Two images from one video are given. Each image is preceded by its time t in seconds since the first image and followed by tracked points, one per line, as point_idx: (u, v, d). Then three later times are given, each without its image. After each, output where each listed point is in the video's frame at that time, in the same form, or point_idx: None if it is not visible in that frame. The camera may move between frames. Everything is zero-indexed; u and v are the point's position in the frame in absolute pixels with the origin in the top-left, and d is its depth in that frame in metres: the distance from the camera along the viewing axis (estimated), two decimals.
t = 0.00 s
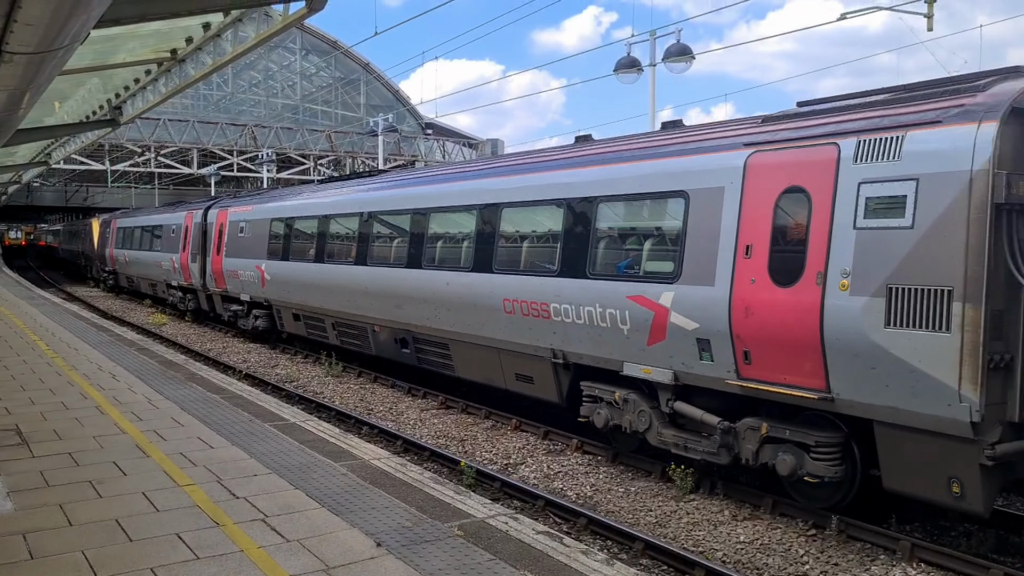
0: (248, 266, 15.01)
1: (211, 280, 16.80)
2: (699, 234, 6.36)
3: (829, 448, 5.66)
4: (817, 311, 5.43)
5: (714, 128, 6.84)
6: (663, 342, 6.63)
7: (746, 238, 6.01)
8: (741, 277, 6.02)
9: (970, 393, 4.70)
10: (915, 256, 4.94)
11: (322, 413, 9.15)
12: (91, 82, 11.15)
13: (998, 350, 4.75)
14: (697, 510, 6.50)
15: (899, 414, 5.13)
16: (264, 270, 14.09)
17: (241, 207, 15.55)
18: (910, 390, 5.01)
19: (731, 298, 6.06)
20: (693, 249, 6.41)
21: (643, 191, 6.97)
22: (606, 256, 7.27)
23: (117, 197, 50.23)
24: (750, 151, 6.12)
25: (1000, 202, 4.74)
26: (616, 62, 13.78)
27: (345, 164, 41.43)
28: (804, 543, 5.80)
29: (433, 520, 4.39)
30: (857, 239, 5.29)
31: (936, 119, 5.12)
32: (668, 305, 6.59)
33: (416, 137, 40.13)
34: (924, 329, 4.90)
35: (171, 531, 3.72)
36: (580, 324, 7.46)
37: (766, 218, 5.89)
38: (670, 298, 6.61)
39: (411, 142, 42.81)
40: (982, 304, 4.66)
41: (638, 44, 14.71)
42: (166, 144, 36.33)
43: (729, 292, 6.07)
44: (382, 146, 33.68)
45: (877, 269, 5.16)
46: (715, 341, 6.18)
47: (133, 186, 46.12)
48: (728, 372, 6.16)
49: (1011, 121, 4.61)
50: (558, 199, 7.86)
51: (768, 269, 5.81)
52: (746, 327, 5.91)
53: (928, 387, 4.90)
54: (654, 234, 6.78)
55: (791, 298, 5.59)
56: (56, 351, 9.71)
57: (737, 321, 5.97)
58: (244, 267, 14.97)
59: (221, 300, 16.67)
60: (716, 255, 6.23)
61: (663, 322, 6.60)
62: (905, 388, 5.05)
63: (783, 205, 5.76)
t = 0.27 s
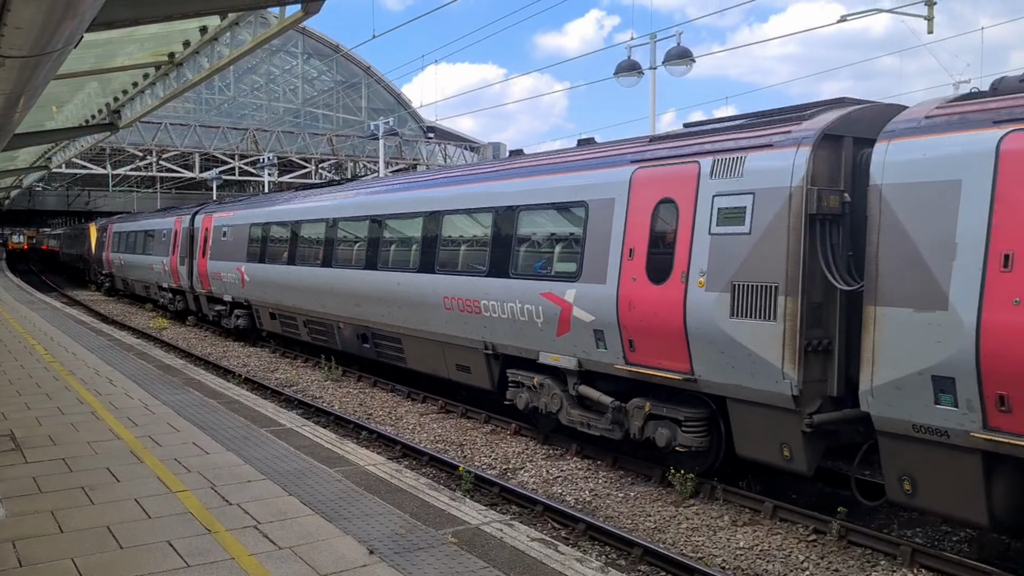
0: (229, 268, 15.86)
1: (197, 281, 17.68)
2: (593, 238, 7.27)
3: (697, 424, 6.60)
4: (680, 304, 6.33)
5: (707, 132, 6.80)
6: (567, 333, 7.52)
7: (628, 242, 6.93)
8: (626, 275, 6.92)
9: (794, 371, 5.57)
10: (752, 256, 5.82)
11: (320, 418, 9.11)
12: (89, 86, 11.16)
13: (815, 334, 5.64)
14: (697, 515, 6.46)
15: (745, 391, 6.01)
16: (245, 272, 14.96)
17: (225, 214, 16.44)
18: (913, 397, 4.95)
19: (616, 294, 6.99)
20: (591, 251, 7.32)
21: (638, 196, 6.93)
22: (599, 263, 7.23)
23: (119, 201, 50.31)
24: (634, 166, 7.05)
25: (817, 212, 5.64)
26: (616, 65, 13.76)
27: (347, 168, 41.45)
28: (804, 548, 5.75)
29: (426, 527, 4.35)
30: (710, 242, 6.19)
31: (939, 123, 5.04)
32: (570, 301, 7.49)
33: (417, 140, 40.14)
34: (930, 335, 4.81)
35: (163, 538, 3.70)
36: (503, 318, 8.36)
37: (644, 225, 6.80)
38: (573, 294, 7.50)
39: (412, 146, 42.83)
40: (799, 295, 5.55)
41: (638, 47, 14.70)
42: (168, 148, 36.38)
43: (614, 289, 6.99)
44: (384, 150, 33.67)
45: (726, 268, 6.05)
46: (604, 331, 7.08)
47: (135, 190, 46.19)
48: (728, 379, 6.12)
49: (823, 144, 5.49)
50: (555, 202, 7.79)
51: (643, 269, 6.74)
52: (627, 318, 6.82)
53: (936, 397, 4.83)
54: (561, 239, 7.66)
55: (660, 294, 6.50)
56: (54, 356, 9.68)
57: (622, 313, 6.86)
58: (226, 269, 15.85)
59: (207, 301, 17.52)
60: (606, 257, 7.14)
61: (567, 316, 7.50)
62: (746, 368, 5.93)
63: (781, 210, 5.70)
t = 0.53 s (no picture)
0: (214, 270, 16.84)
1: (184, 282, 18.62)
2: (515, 243, 8.22)
3: (596, 406, 7.59)
4: (579, 300, 7.28)
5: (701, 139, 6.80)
6: (493, 327, 8.45)
7: (542, 247, 7.86)
8: (540, 275, 7.85)
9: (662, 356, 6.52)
10: (633, 259, 6.76)
11: (317, 421, 9.11)
12: (88, 89, 11.20)
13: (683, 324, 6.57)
14: (692, 521, 6.43)
15: (630, 373, 6.95)
16: (229, 274, 15.88)
17: (213, 219, 17.31)
18: (908, 402, 4.89)
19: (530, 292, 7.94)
20: (512, 254, 8.25)
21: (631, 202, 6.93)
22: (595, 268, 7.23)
23: (122, 204, 50.42)
24: (547, 180, 8.00)
25: (685, 220, 6.52)
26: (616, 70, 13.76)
27: (349, 171, 41.51)
28: (800, 555, 5.72)
29: (416, 533, 4.36)
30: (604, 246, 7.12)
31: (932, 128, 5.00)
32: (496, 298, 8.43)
33: (419, 145, 40.19)
34: (923, 339, 4.75)
35: (150, 542, 3.71)
36: (443, 315, 9.30)
37: (553, 233, 7.75)
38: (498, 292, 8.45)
39: (414, 150, 42.89)
40: (667, 290, 6.48)
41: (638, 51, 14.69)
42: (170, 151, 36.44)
43: (529, 287, 7.94)
44: (385, 154, 33.70)
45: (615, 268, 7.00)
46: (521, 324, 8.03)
47: (137, 193, 46.29)
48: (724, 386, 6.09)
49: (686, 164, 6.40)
50: (552, 208, 7.77)
51: (552, 270, 7.70)
52: (541, 312, 7.77)
53: (934, 402, 4.76)
54: (490, 244, 8.57)
55: (564, 291, 7.45)
56: (51, 358, 9.69)
57: (536, 309, 7.80)
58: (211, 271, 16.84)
59: (193, 301, 18.44)
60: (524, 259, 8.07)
61: (493, 312, 8.43)
62: (630, 354, 6.87)
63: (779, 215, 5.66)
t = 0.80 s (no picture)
0: (202, 269, 17.57)
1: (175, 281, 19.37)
2: (456, 244, 9.07)
3: (523, 389, 8.55)
4: (503, 295, 8.21)
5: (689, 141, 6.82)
6: (440, 319, 9.32)
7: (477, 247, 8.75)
8: (477, 271, 8.74)
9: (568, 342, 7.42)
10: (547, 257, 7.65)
11: (317, 422, 9.13)
12: (89, 89, 11.25)
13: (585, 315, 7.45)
14: (690, 523, 6.41)
15: (547, 359, 7.84)
16: (215, 273, 16.61)
17: (201, 220, 18.05)
18: (905, 405, 4.83)
19: (467, 288, 8.84)
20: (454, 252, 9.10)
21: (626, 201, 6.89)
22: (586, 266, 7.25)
23: (126, 204, 50.58)
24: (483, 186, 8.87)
25: (590, 224, 7.52)
26: (619, 70, 13.73)
27: (353, 172, 41.57)
28: (797, 557, 5.70)
29: (407, 535, 4.61)
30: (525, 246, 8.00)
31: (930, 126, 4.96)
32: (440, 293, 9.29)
33: (423, 145, 40.25)
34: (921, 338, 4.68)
35: (143, 543, 4.01)
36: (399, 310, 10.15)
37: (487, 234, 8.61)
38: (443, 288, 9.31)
39: (419, 150, 42.90)
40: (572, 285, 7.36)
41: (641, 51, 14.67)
42: (175, 152, 36.59)
43: (466, 283, 8.82)
44: (389, 155, 33.75)
45: (534, 265, 7.86)
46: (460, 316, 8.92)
47: (142, 193, 46.45)
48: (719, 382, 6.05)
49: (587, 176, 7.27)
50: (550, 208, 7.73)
51: (484, 267, 8.59)
52: (476, 305, 8.67)
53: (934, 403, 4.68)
54: (437, 244, 9.39)
55: (492, 287, 8.37)
56: (52, 359, 9.78)
57: (471, 303, 8.68)
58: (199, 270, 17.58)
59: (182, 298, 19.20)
60: (462, 258, 8.94)
61: (439, 306, 9.28)
62: (546, 341, 7.75)
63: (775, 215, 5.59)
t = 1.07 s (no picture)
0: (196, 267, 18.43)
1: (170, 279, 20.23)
2: (411, 244, 10.01)
3: (467, 373, 9.41)
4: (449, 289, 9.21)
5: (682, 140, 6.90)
6: (398, 311, 10.25)
7: (428, 247, 9.71)
8: (427, 268, 9.68)
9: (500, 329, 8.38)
10: (483, 255, 8.60)
11: (319, 421, 9.12)
12: (92, 89, 11.28)
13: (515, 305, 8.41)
14: (692, 523, 6.39)
15: (485, 345, 8.79)
16: (207, 270, 17.50)
17: (196, 221, 18.97)
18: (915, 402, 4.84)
19: (420, 283, 9.79)
20: (410, 250, 10.05)
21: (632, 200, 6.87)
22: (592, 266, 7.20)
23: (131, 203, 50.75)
24: (457, 189, 9.35)
25: (520, 226, 8.47)
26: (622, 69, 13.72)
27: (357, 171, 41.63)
28: (799, 557, 5.68)
29: (405, 534, 4.66)
30: (468, 245, 8.96)
31: (933, 124, 4.98)
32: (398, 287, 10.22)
33: (427, 145, 40.27)
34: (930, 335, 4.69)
35: (140, 543, 4.06)
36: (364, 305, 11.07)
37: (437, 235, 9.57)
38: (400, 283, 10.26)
39: (422, 149, 42.88)
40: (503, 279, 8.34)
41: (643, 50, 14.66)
42: (179, 152, 36.70)
43: (419, 279, 9.77)
44: (392, 154, 33.78)
45: (475, 262, 8.85)
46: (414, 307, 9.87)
47: (146, 192, 46.60)
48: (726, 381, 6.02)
49: (517, 184, 8.26)
50: (552, 207, 7.73)
51: (434, 264, 9.53)
52: (427, 298, 9.60)
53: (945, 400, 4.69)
54: (396, 243, 10.30)
55: (440, 281, 9.36)
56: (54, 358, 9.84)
57: (423, 296, 9.63)
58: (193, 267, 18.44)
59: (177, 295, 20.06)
60: (416, 256, 9.91)
61: (397, 299, 10.21)
62: (483, 329, 8.71)
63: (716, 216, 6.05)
